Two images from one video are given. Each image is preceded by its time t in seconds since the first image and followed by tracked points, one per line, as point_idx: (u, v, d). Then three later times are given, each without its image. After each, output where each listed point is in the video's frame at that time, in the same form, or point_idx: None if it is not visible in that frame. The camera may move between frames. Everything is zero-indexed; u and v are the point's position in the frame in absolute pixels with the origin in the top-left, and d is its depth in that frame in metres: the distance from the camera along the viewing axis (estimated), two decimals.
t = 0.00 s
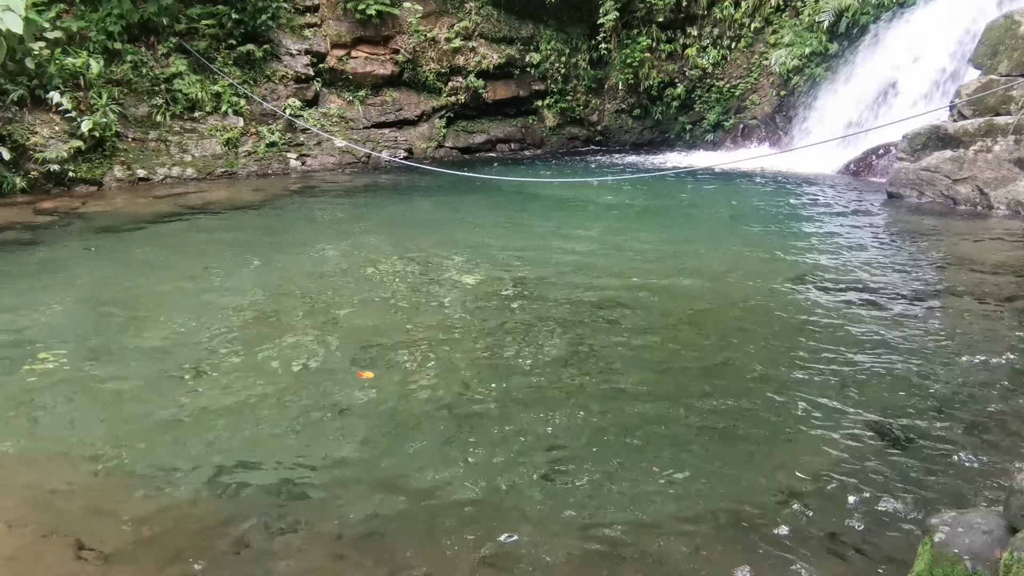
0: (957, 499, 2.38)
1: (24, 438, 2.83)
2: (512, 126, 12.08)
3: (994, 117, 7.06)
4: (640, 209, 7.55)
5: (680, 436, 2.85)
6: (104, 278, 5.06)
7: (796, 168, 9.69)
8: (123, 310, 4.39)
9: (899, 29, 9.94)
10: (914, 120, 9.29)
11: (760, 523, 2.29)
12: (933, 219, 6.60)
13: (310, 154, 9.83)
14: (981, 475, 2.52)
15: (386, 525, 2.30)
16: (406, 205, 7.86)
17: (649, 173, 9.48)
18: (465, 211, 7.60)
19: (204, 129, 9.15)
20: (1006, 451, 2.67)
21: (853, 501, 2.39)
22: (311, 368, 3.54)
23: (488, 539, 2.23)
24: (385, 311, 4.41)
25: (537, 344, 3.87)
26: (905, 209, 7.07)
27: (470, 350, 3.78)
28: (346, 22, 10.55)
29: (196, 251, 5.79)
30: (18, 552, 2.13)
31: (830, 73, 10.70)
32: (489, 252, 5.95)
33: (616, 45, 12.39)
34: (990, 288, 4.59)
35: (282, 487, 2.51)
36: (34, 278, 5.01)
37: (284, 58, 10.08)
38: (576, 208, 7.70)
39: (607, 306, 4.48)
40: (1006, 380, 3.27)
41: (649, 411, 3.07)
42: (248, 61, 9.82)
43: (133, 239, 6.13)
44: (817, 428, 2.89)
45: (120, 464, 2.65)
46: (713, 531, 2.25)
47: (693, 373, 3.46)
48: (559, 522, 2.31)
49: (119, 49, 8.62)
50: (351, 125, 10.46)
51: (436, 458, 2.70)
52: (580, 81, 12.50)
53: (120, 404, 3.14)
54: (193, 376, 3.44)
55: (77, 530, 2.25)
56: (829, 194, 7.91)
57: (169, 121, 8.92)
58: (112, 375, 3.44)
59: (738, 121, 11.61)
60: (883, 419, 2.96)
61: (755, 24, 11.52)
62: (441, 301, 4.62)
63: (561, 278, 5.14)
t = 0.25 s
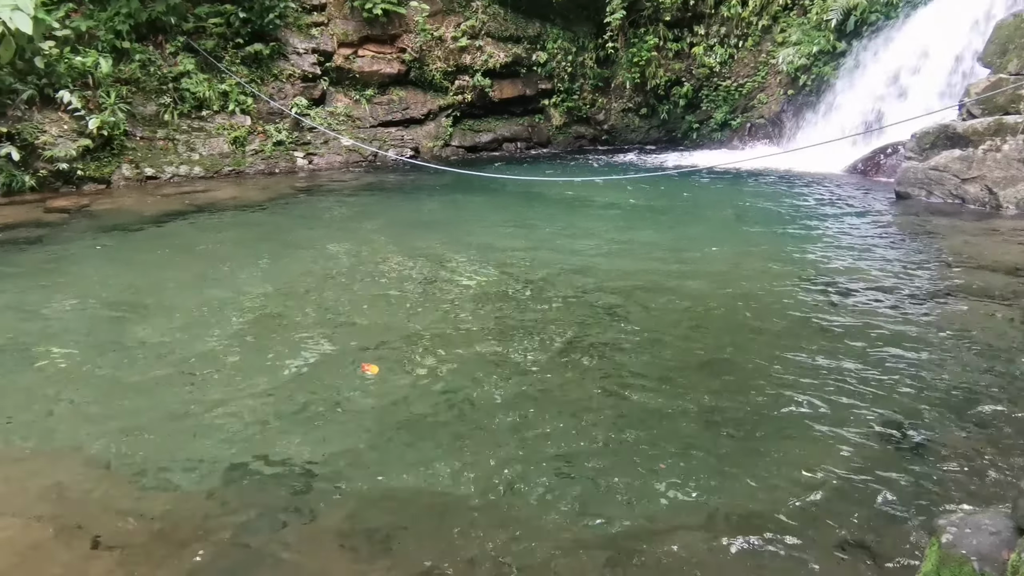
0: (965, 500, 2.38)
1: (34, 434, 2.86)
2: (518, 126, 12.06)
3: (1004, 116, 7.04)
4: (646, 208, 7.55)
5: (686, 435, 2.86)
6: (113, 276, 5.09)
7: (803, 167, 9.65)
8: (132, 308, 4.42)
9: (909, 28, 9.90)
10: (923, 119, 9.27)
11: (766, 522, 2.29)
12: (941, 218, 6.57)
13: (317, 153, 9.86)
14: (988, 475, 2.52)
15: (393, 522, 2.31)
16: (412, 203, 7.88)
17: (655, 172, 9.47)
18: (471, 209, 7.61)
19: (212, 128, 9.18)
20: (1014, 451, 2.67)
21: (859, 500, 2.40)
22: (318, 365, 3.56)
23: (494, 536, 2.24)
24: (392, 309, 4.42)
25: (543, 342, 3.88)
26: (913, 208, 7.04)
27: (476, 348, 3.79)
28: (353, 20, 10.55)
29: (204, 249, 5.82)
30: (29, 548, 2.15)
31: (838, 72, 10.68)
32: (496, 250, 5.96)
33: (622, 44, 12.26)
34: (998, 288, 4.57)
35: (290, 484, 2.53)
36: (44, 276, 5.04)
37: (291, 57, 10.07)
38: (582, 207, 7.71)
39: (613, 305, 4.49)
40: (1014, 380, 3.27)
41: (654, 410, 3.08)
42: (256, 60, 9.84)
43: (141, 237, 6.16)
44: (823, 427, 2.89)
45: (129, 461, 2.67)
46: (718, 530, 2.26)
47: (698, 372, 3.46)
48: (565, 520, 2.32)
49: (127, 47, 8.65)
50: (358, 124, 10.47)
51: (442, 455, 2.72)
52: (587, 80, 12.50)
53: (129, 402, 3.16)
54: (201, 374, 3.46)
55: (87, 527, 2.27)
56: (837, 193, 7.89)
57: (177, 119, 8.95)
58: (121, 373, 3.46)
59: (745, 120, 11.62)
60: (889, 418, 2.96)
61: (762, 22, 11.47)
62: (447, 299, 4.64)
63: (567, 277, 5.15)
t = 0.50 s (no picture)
0: (975, 501, 2.37)
1: (44, 431, 2.89)
2: (528, 124, 11.99)
3: (1016, 115, 6.99)
4: (655, 208, 7.53)
5: (694, 435, 2.85)
6: (123, 273, 5.12)
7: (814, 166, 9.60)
8: (141, 306, 4.44)
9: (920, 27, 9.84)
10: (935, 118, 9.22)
11: (774, 522, 2.28)
12: (953, 218, 6.53)
13: (326, 151, 9.88)
14: (1000, 477, 2.50)
15: (400, 520, 2.32)
16: (421, 202, 7.88)
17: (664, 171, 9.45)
18: (480, 208, 7.62)
19: (222, 127, 9.22)
20: None
21: (869, 502, 2.38)
22: (326, 364, 3.57)
23: (501, 535, 2.25)
24: (401, 308, 4.43)
25: (552, 341, 3.88)
26: (923, 208, 7.00)
27: (484, 347, 3.79)
28: (362, 19, 10.58)
29: (213, 247, 5.85)
30: (39, 545, 2.17)
31: (848, 71, 10.63)
32: (505, 249, 5.96)
33: (631, 42, 12.30)
34: (1010, 289, 4.53)
35: (297, 481, 2.55)
36: (55, 273, 5.08)
37: (300, 56, 10.11)
38: (591, 206, 7.69)
39: (622, 305, 4.47)
40: None
41: (663, 409, 3.07)
42: (266, 59, 9.88)
43: (151, 235, 6.20)
44: (833, 428, 2.88)
45: (138, 458, 2.69)
46: (725, 530, 2.25)
47: (707, 372, 3.44)
48: (572, 518, 2.32)
49: (138, 46, 8.71)
50: (367, 122, 10.48)
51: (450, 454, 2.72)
52: (596, 79, 12.48)
53: (138, 399, 3.18)
54: (210, 372, 3.48)
55: (96, 524, 2.29)
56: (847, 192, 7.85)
57: (187, 118, 8.99)
58: (130, 370, 3.49)
59: (755, 119, 11.50)
60: (900, 419, 2.94)
61: (773, 20, 11.35)
62: (456, 298, 4.64)
63: (576, 276, 5.14)
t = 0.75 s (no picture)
0: (984, 502, 2.35)
1: (54, 428, 2.91)
2: (536, 123, 11.99)
3: None
4: (663, 207, 7.51)
5: (701, 435, 2.84)
6: (133, 271, 5.15)
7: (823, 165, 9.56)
8: (151, 304, 4.47)
9: (932, 25, 9.79)
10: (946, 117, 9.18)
11: (781, 522, 2.28)
12: (964, 217, 6.50)
13: (335, 150, 9.91)
14: (1010, 478, 2.48)
15: (406, 518, 2.33)
16: (429, 201, 7.90)
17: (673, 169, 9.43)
18: (488, 207, 7.62)
19: (231, 125, 9.25)
20: None
21: (877, 502, 2.37)
22: (334, 362, 3.58)
23: (507, 533, 2.25)
24: (408, 307, 4.43)
25: (559, 341, 3.87)
26: (934, 207, 6.95)
27: (491, 346, 3.80)
28: (371, 18, 10.59)
29: (222, 245, 5.88)
30: (48, 542, 2.19)
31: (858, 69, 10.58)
32: (513, 247, 5.96)
33: (641, 40, 12.23)
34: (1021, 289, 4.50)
35: (304, 479, 2.56)
36: (65, 271, 5.12)
37: (309, 55, 10.13)
38: (599, 205, 7.68)
39: (630, 304, 4.46)
40: None
41: (670, 409, 3.06)
42: (275, 57, 9.91)
43: (161, 233, 6.23)
44: (841, 428, 2.87)
45: (146, 455, 2.71)
46: (731, 529, 2.25)
47: (715, 372, 3.43)
48: (577, 517, 2.32)
49: (149, 45, 8.75)
50: (375, 121, 10.50)
51: (456, 452, 2.73)
52: (605, 77, 12.40)
53: (147, 397, 3.20)
54: (218, 370, 3.49)
55: (105, 521, 2.31)
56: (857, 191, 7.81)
57: (197, 116, 9.02)
58: (139, 368, 3.51)
59: (765, 117, 11.44)
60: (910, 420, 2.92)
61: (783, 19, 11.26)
62: (464, 297, 4.64)
63: (584, 275, 5.13)
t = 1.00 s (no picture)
0: (994, 504, 2.34)
1: (66, 424, 2.94)
2: (546, 121, 11.96)
3: None
4: (673, 206, 7.49)
5: (709, 434, 2.84)
6: (144, 269, 5.19)
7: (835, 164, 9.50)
8: (162, 301, 4.50)
9: (945, 24, 9.72)
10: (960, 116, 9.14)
11: (788, 522, 2.27)
12: (977, 217, 6.46)
13: (345, 148, 9.94)
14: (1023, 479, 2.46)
15: (413, 515, 2.33)
16: (439, 199, 7.91)
17: (683, 168, 9.41)
18: (498, 206, 7.63)
19: (242, 124, 9.29)
20: None
21: (886, 502, 2.36)
22: (343, 360, 3.59)
23: (513, 531, 2.25)
24: (417, 305, 4.44)
25: (568, 340, 3.87)
26: (947, 207, 6.88)
27: (500, 345, 3.80)
28: (381, 16, 10.59)
29: (233, 243, 5.91)
30: (58, 537, 2.21)
31: (868, 68, 10.53)
32: (522, 246, 5.97)
33: (652, 39, 12.19)
34: None
35: (312, 476, 2.57)
36: (78, 268, 5.16)
37: (320, 53, 10.15)
38: (609, 204, 7.66)
39: (640, 303, 4.45)
40: None
41: (678, 409, 3.05)
42: (285, 56, 9.95)
43: (172, 231, 6.27)
44: (851, 428, 2.85)
45: (157, 452, 2.73)
46: (738, 529, 2.24)
47: (724, 372, 3.42)
48: (584, 516, 2.32)
49: (160, 44, 8.80)
50: (386, 119, 10.52)
51: (463, 450, 2.73)
52: (615, 76, 12.40)
53: (158, 394, 3.22)
54: (228, 367, 3.51)
55: (114, 517, 2.33)
56: (868, 190, 7.78)
57: (208, 115, 9.07)
58: (150, 365, 3.53)
59: (775, 117, 11.36)
60: (923, 420, 2.90)
61: (794, 18, 11.27)
62: (473, 295, 4.64)
63: (594, 274, 5.12)
